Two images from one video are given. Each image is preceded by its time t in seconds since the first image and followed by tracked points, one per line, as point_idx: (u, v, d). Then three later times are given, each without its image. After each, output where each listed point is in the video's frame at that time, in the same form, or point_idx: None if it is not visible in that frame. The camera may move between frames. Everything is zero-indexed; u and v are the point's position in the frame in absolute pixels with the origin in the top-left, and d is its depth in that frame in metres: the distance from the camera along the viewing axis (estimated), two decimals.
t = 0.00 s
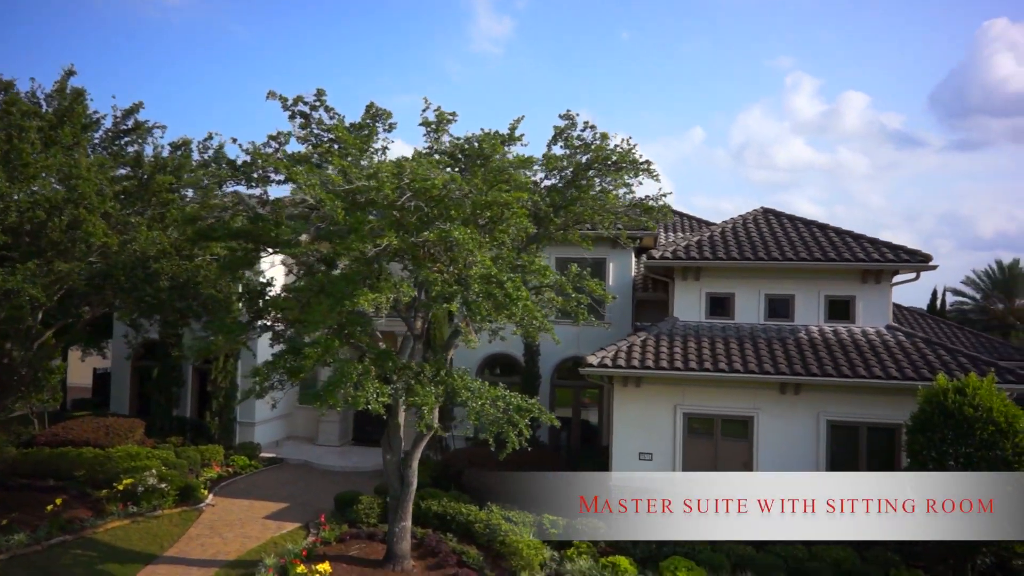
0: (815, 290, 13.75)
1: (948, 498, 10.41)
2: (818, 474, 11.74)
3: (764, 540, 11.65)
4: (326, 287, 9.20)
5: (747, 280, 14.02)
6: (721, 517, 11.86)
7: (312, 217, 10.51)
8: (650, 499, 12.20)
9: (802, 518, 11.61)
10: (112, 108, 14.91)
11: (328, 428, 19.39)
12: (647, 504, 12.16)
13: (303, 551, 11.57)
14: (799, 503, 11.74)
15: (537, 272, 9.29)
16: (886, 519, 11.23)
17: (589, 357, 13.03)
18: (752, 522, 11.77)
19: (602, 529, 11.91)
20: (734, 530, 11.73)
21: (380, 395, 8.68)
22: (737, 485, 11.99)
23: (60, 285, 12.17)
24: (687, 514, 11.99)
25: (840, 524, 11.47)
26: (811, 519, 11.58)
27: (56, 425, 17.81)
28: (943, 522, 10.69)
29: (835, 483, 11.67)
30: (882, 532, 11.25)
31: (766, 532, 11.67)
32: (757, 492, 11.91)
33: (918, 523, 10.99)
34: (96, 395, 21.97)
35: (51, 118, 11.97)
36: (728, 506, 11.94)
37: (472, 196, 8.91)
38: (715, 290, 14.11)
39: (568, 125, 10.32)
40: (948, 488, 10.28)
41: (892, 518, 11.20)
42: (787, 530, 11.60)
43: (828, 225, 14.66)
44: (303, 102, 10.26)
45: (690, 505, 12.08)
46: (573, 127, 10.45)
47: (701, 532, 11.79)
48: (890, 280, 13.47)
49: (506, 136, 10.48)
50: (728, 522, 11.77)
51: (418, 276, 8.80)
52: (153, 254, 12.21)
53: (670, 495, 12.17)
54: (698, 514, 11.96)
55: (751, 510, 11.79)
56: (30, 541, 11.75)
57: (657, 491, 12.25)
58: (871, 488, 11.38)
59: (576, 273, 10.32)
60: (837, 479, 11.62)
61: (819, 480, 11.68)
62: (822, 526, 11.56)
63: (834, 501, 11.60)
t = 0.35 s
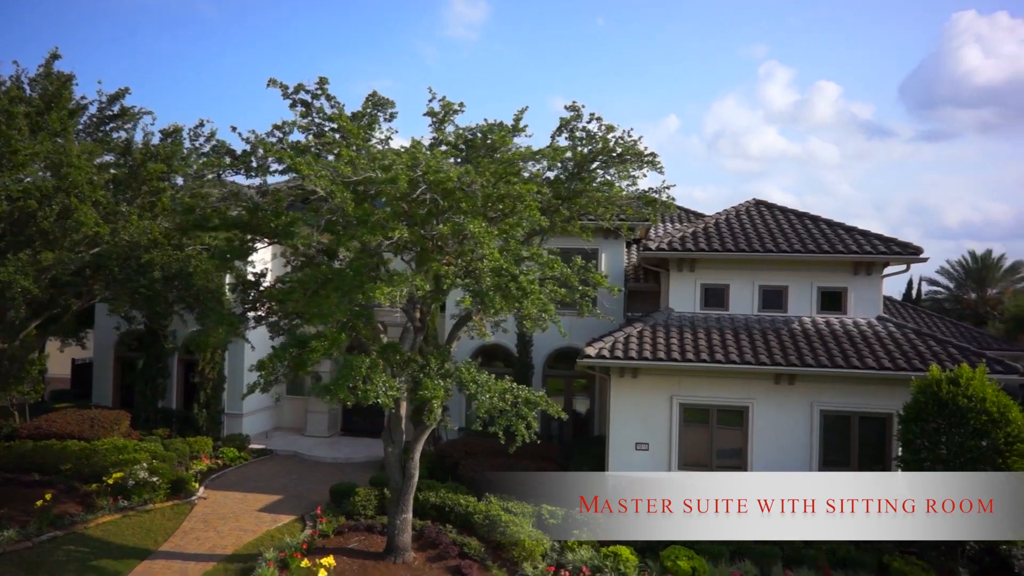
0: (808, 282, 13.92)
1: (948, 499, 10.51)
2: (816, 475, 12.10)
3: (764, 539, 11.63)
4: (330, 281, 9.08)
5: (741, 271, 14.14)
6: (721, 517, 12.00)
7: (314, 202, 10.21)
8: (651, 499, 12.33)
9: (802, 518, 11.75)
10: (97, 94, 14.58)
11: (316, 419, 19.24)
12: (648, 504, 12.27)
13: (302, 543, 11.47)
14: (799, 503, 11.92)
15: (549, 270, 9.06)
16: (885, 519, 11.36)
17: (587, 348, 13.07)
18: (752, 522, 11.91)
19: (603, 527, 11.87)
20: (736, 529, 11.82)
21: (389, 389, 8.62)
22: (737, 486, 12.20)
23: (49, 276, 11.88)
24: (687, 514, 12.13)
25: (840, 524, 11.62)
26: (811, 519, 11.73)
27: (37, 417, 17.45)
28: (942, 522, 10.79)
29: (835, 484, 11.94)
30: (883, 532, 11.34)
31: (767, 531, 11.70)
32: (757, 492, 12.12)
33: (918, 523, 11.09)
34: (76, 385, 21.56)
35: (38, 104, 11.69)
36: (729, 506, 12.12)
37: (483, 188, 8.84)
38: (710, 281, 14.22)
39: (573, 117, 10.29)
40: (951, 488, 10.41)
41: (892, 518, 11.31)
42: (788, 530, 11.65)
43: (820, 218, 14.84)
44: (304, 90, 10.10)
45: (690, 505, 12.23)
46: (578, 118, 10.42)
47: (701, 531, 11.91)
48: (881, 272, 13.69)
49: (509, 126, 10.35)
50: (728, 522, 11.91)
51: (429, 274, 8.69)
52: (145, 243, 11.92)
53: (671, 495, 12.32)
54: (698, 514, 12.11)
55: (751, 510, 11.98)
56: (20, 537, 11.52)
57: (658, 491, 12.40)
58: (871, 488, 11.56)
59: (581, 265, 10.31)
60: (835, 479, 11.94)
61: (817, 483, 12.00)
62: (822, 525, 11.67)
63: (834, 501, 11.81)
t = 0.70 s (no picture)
0: (798, 274, 14.13)
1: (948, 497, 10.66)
2: (815, 475, 11.85)
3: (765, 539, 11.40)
4: (339, 275, 9.04)
5: (733, 264, 14.30)
6: (722, 517, 11.68)
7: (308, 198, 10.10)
8: (650, 499, 11.90)
9: (802, 518, 11.51)
10: (78, 80, 14.24)
11: (303, 412, 19.03)
12: (648, 504, 11.82)
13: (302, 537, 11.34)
14: (799, 503, 11.66)
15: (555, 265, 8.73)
16: (885, 519, 11.25)
17: (583, 341, 13.14)
18: (752, 522, 11.64)
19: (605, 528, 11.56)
20: (737, 530, 11.52)
21: (398, 384, 8.57)
22: (736, 486, 11.95)
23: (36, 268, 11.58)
24: (687, 514, 11.74)
25: (840, 524, 11.44)
26: (812, 519, 11.48)
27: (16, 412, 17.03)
28: (940, 521, 10.90)
29: (834, 484, 11.69)
30: (882, 532, 11.23)
31: (768, 531, 11.45)
32: (757, 492, 11.87)
33: (915, 523, 11.10)
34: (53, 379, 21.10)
35: (22, 91, 11.39)
36: (728, 507, 11.82)
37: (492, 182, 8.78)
38: (702, 274, 14.35)
39: (576, 110, 10.29)
40: (949, 488, 10.56)
41: (891, 519, 11.20)
42: (790, 530, 11.42)
43: (808, 211, 15.07)
44: (304, 80, 9.98)
45: (689, 505, 11.86)
46: (581, 111, 10.42)
47: (702, 531, 11.54)
48: (869, 264, 13.95)
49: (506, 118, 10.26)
50: (729, 522, 11.61)
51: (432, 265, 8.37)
52: (134, 235, 11.59)
53: (670, 495, 11.92)
54: (699, 514, 11.73)
55: (751, 510, 11.72)
56: (9, 536, 11.27)
57: (657, 491, 11.98)
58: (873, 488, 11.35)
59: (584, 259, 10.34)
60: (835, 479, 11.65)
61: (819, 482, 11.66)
62: (822, 526, 11.44)
63: (833, 501, 11.59)
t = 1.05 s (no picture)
0: (785, 266, 14.38)
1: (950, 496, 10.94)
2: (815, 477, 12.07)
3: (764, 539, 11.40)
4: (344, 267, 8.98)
5: (722, 256, 14.49)
6: (721, 517, 11.84)
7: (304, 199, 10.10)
8: (650, 499, 12.06)
9: (802, 518, 11.67)
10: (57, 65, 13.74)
11: (287, 404, 18.83)
12: (648, 504, 11.98)
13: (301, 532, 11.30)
14: (799, 504, 11.88)
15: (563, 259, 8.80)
16: (885, 520, 11.33)
17: (577, 332, 13.21)
18: (752, 522, 11.77)
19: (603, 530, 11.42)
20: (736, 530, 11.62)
21: (406, 378, 8.54)
22: (736, 487, 12.18)
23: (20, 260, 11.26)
24: (687, 514, 11.88)
25: (840, 525, 11.52)
26: (811, 519, 11.63)
27: None
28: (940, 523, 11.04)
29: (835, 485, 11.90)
30: (882, 532, 11.28)
31: (767, 530, 11.56)
32: (756, 493, 12.06)
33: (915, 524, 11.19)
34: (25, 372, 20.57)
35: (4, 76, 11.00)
36: (728, 507, 12.02)
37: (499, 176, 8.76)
38: (692, 266, 14.52)
39: (578, 103, 10.30)
40: (950, 489, 10.84)
41: (891, 519, 11.28)
42: (789, 529, 11.55)
43: (795, 204, 15.32)
44: (303, 70, 9.82)
45: (689, 505, 12.01)
46: (582, 105, 10.43)
47: (703, 530, 11.63)
48: (854, 257, 14.26)
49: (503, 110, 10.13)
50: (729, 522, 11.76)
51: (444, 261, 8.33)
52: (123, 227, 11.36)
53: (671, 495, 12.08)
54: (698, 513, 11.88)
55: (751, 510, 11.90)
56: None
57: (657, 492, 12.19)
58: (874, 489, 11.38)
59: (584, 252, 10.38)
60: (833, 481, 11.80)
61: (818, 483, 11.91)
62: (822, 526, 11.57)
63: (833, 502, 11.79)
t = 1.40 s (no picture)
0: (783, 251, 14.57)
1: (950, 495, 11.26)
2: (815, 477, 12.06)
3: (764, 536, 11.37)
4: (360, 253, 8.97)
5: (721, 241, 14.62)
6: (722, 517, 11.66)
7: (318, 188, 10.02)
8: (650, 499, 11.84)
9: (802, 518, 11.57)
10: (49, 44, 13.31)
11: (283, 388, 18.71)
12: (648, 503, 11.78)
13: (311, 515, 11.47)
14: (798, 504, 11.82)
15: (581, 246, 8.82)
16: (885, 520, 11.43)
17: (580, 317, 13.29)
18: (752, 522, 11.63)
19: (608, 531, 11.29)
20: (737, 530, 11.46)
21: (424, 365, 8.58)
22: (735, 487, 12.01)
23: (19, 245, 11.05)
24: (688, 513, 11.67)
25: (840, 525, 11.51)
26: (811, 519, 11.52)
27: None
28: (939, 525, 11.16)
29: (833, 487, 11.92)
30: (882, 531, 11.34)
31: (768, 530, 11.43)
32: (756, 493, 11.92)
33: (914, 525, 11.25)
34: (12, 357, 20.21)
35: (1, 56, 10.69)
36: (728, 507, 11.87)
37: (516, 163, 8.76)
38: (691, 250, 14.64)
39: (589, 89, 10.28)
40: (949, 488, 11.15)
41: (891, 519, 11.37)
42: (790, 529, 11.43)
43: (792, 189, 15.47)
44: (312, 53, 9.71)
45: (689, 505, 11.78)
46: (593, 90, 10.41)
47: (704, 530, 11.43)
48: (851, 242, 14.48)
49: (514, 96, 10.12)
50: (729, 522, 11.58)
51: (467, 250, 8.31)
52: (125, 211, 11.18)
53: (671, 495, 11.86)
54: (699, 514, 11.68)
55: (751, 510, 11.79)
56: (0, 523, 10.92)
57: (656, 492, 11.94)
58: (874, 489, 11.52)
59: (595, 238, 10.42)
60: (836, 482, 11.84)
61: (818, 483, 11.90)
62: (822, 525, 11.51)
63: (832, 502, 11.77)
